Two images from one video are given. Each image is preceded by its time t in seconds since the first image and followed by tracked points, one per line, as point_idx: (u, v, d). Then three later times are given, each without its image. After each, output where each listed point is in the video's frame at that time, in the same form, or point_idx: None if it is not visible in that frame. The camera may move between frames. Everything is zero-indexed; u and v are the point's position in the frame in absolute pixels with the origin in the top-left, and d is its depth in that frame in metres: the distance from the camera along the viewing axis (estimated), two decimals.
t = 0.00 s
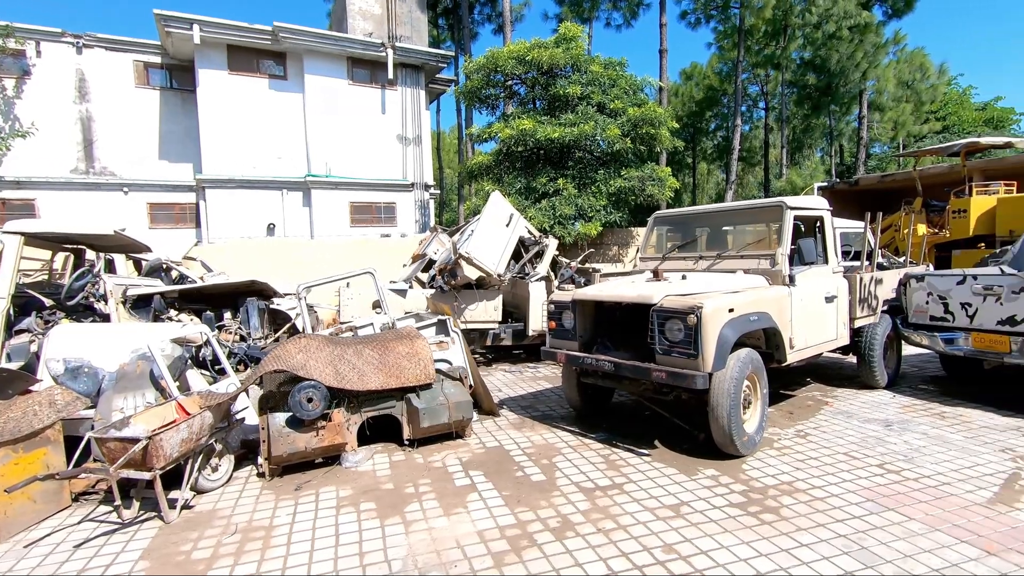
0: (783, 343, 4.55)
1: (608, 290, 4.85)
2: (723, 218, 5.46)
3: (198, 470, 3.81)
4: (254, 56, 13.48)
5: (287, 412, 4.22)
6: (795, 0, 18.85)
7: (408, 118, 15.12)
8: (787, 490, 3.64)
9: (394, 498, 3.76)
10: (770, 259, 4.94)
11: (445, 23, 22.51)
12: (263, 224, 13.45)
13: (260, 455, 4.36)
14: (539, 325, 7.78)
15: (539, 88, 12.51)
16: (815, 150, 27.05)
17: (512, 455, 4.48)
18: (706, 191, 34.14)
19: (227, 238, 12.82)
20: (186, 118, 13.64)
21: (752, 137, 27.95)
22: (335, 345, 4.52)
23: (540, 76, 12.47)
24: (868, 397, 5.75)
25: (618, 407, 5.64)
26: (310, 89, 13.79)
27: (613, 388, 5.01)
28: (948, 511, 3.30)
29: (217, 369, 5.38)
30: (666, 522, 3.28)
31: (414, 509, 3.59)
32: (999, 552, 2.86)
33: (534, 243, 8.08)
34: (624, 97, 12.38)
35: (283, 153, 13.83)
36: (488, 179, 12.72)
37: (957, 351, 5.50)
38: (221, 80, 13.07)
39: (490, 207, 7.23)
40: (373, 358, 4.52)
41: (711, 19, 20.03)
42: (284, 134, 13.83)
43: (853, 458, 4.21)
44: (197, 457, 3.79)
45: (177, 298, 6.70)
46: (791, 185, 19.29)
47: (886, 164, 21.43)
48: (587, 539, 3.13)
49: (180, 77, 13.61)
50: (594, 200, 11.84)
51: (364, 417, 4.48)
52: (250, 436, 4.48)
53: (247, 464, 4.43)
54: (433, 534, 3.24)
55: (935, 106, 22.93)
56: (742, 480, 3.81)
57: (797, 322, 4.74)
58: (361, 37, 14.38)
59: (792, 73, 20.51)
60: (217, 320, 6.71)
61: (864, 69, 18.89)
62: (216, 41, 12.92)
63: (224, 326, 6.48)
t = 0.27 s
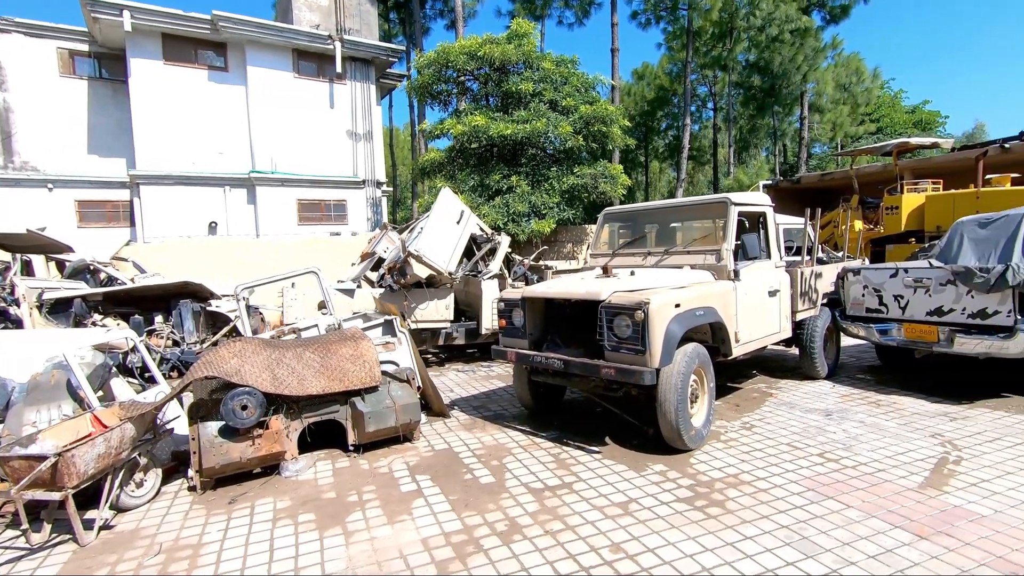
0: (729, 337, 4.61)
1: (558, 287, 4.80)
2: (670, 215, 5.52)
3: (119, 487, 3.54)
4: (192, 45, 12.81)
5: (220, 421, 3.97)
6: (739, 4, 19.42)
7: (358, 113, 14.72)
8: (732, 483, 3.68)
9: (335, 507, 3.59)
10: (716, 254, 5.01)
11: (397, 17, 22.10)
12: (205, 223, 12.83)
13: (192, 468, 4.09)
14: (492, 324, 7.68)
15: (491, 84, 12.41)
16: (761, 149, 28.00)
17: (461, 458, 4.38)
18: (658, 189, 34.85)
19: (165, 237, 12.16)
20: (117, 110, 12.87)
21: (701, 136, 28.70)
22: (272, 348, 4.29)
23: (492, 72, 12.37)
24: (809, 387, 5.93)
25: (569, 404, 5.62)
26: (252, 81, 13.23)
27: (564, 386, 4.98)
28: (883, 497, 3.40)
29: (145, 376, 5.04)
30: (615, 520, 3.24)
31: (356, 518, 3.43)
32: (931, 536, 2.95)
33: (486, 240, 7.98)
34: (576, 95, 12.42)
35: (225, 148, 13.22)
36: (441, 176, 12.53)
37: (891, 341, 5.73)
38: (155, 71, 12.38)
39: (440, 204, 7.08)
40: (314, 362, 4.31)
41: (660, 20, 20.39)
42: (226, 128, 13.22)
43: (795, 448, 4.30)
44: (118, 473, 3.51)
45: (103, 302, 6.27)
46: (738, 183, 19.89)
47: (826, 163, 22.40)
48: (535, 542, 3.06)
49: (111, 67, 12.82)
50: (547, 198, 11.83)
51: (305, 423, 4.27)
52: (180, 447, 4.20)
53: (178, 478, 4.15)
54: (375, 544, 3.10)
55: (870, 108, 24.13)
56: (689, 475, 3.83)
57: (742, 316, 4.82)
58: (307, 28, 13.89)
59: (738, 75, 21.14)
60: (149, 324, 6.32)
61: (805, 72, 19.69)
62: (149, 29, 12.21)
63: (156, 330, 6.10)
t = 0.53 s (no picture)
0: (674, 336, 4.62)
1: (504, 287, 4.69)
2: (617, 213, 5.50)
3: (14, 514, 3.20)
4: (117, 29, 11.97)
5: (136, 435, 3.65)
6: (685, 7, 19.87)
7: (301, 106, 14.14)
8: (677, 482, 3.66)
9: (265, 524, 3.35)
10: (661, 252, 5.02)
11: (343, 8, 21.45)
12: (133, 219, 12.03)
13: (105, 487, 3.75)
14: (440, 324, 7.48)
15: (440, 79, 12.17)
16: (706, 150, 28.84)
17: (404, 465, 4.20)
18: (609, 188, 35.37)
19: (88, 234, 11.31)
20: (32, 97, 11.93)
21: (650, 136, 29.30)
22: (197, 355, 3.98)
23: (441, 67, 12.14)
24: (751, 383, 6.06)
25: (518, 405, 5.52)
26: (185, 69, 12.49)
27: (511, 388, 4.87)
28: (821, 492, 3.46)
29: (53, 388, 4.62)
30: (560, 527, 3.16)
31: (286, 536, 3.21)
32: (866, 529, 3.00)
33: (433, 239, 7.78)
34: (526, 92, 12.34)
35: (155, 140, 12.42)
36: (389, 172, 12.22)
37: (828, 336, 5.91)
38: (74, 55, 11.49)
39: (384, 201, 6.85)
40: (243, 368, 4.03)
41: (609, 20, 20.62)
42: (156, 118, 12.43)
43: (738, 445, 4.35)
44: (13, 498, 3.18)
45: (8, 306, 5.74)
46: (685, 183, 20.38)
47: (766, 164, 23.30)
48: (477, 554, 2.93)
49: (24, 50, 12.12)
50: (497, 195, 11.70)
51: (233, 435, 3.99)
52: (93, 464, 3.85)
53: (89, 499, 3.80)
54: (305, 564, 2.89)
55: (807, 111, 25.25)
56: (635, 475, 3.80)
57: (687, 314, 4.84)
58: (245, 15, 13.21)
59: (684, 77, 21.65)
60: (62, 330, 5.81)
61: (746, 75, 20.42)
62: (67, 10, 11.31)
63: (70, 337, 5.60)
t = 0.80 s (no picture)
0: (623, 338, 4.61)
1: (451, 290, 4.56)
2: (566, 215, 5.47)
3: None
4: (36, 13, 11.10)
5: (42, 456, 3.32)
6: (635, 13, 20.25)
7: (242, 100, 13.51)
8: (626, 487, 3.63)
9: (189, 548, 3.10)
10: (610, 255, 5.01)
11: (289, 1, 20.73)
12: (55, 217, 11.17)
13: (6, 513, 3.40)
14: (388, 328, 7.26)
15: (390, 76, 11.89)
16: (656, 154, 29.51)
17: (346, 477, 4.00)
18: (563, 190, 35.68)
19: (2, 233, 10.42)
20: None
21: (602, 139, 29.73)
22: (114, 366, 3.67)
23: (391, 64, 11.86)
24: (699, 383, 6.15)
25: (467, 411, 5.40)
26: (114, 58, 11.71)
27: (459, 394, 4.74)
28: (764, 492, 3.49)
29: None
30: (506, 539, 3.06)
31: (212, 560, 2.97)
32: (807, 529, 3.04)
33: (381, 240, 7.55)
34: (478, 92, 12.23)
35: (80, 133, 11.58)
36: (336, 171, 11.85)
37: (771, 336, 6.08)
38: None
39: (328, 201, 6.60)
40: (168, 379, 3.74)
41: (562, 24, 20.76)
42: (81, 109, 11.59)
43: (685, 446, 4.37)
44: None
45: None
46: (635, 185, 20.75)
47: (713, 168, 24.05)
48: (419, 572, 2.79)
49: None
50: (449, 196, 11.53)
51: (157, 451, 3.69)
52: None
53: None
54: None
55: (751, 118, 26.23)
56: (584, 481, 3.74)
57: (635, 316, 4.85)
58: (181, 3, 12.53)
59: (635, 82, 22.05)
60: None
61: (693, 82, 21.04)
62: None
63: None
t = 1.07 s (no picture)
0: (572, 343, 4.58)
1: (397, 295, 4.42)
2: (515, 219, 5.42)
3: None
4: None
5: None
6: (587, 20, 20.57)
7: (181, 96, 12.86)
8: (574, 494, 3.58)
9: None
10: (559, 259, 4.98)
11: None
12: None
13: None
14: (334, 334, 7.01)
15: (339, 75, 11.57)
16: (609, 159, 30.02)
17: (282, 494, 3.80)
18: (518, 194, 35.82)
19: None
20: None
21: (556, 144, 30.01)
22: (21, 381, 3.38)
23: (340, 62, 11.55)
24: (647, 386, 6.21)
25: (415, 419, 5.26)
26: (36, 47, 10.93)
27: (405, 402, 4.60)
28: (709, 495, 3.52)
29: None
30: (449, 553, 2.95)
31: None
32: (750, 531, 3.07)
33: (326, 243, 7.29)
34: (429, 93, 12.07)
35: None
36: (282, 171, 11.44)
37: (717, 339, 6.21)
38: None
39: (268, 201, 6.32)
40: (82, 393, 3.44)
41: (516, 28, 20.85)
42: None
43: (633, 450, 4.38)
44: None
45: None
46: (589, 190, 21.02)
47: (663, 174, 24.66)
48: None
49: None
50: (400, 198, 11.30)
51: (69, 472, 3.40)
52: None
53: None
54: None
55: (699, 126, 27.03)
56: (532, 490, 3.68)
57: (584, 321, 4.83)
58: None
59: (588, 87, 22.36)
60: None
61: (644, 89, 21.55)
62: None
63: None
